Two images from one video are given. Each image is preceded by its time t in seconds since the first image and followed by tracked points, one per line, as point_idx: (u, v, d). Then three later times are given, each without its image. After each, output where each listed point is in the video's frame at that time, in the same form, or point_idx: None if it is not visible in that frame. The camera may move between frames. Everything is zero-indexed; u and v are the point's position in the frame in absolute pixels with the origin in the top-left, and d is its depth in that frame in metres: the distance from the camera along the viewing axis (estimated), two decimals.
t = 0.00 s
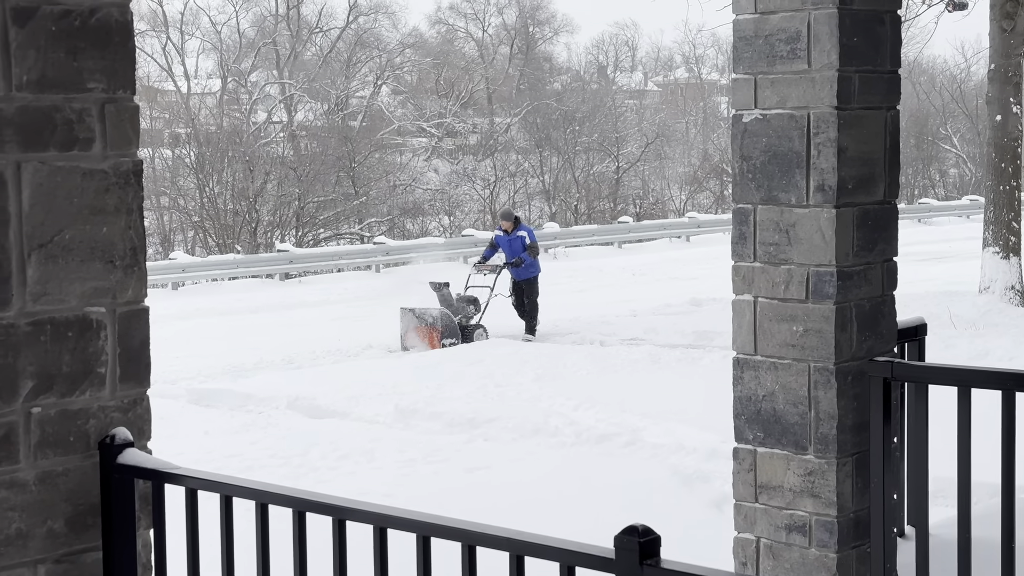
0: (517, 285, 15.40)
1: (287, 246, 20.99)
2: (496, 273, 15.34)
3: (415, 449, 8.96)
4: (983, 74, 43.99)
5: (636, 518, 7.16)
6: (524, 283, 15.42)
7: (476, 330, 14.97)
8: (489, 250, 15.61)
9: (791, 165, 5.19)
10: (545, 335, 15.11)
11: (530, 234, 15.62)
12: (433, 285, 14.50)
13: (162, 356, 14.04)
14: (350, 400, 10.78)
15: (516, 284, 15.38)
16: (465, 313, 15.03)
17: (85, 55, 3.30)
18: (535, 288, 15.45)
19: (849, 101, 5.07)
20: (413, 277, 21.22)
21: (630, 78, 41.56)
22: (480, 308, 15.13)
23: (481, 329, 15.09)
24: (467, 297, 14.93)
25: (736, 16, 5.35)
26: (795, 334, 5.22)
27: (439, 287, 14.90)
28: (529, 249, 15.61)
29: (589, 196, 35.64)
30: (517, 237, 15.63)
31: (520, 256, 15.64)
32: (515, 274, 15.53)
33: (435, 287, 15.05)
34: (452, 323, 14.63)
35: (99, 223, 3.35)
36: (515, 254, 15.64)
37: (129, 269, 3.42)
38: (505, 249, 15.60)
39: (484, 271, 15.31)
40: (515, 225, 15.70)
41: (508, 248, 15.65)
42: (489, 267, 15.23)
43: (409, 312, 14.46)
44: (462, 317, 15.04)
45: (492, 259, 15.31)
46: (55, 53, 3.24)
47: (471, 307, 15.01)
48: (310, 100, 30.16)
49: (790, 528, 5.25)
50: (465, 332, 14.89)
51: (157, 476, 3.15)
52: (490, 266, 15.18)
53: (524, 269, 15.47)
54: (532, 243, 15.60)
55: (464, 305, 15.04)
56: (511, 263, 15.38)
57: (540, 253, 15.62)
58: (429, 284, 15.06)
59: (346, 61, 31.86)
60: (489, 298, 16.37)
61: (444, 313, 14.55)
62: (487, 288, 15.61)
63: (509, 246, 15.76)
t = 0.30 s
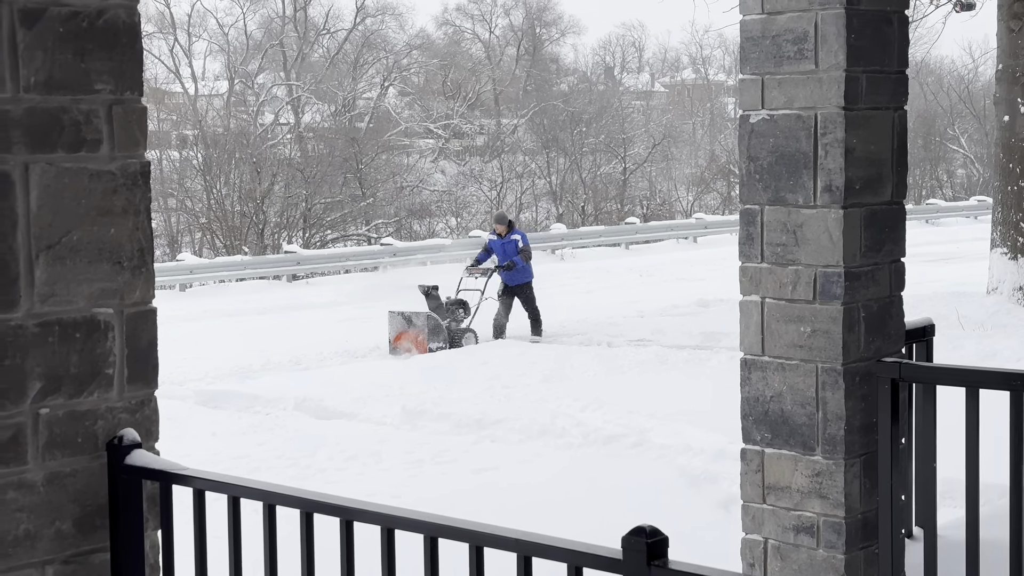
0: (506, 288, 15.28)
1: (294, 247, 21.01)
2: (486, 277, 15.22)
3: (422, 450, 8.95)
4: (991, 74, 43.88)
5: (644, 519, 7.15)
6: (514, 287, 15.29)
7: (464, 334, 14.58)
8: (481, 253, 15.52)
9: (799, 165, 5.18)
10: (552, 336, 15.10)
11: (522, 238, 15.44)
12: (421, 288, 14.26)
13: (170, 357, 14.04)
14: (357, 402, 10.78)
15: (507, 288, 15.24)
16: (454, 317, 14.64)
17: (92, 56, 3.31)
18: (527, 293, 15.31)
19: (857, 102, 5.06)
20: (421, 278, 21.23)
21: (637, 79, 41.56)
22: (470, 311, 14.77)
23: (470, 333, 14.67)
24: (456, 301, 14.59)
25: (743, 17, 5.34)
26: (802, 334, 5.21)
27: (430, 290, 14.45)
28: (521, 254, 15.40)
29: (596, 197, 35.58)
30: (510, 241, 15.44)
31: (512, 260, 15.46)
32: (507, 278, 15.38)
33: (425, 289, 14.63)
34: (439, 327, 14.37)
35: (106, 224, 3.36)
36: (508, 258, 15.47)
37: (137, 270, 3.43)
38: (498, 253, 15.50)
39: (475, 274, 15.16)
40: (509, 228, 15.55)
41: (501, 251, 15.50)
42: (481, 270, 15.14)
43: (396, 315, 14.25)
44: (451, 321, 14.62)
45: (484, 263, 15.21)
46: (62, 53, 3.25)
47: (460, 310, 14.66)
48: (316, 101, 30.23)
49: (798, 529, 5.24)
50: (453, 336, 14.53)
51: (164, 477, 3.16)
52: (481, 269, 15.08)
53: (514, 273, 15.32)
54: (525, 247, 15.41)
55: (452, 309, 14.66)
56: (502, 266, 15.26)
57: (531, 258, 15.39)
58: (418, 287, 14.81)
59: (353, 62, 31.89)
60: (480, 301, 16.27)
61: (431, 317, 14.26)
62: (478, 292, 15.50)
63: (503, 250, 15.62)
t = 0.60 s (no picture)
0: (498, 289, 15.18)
1: (303, 249, 21.04)
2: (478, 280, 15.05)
3: (431, 452, 8.96)
4: (1000, 75, 43.78)
5: (653, 521, 7.14)
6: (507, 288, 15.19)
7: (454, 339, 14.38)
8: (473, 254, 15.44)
9: (807, 166, 5.17)
10: (561, 338, 15.10)
11: (514, 237, 15.40)
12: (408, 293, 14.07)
13: (178, 360, 14.06)
14: (366, 404, 10.79)
15: (500, 289, 15.14)
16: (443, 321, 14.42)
17: (102, 59, 3.35)
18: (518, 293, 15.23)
19: (866, 103, 5.05)
20: (429, 279, 21.24)
21: (645, 81, 41.62)
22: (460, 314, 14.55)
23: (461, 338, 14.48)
24: (446, 304, 14.37)
25: (750, 19, 5.33)
26: (811, 336, 5.20)
27: (418, 294, 14.22)
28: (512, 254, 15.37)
29: (604, 199, 35.49)
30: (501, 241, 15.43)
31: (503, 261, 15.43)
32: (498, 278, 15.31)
33: (414, 293, 14.45)
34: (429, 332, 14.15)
35: (116, 227, 3.41)
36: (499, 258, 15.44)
37: (146, 272, 3.48)
38: (490, 253, 15.48)
39: (465, 276, 14.93)
40: (500, 228, 15.55)
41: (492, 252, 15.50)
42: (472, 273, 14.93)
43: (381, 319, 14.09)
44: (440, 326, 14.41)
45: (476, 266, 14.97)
46: (71, 57, 3.29)
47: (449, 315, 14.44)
48: (325, 103, 30.27)
49: (807, 531, 5.23)
50: (443, 341, 14.32)
51: (173, 480, 3.18)
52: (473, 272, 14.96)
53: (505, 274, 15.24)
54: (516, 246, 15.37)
55: (441, 313, 14.44)
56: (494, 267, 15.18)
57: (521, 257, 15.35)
58: (407, 291, 14.64)
59: (361, 65, 31.95)
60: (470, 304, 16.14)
61: (420, 322, 14.06)
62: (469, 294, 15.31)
63: (494, 250, 15.61)
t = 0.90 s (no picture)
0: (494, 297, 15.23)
1: (311, 253, 21.05)
2: (471, 286, 14.91)
3: (439, 456, 8.96)
4: (1008, 78, 43.69)
5: (662, 525, 7.13)
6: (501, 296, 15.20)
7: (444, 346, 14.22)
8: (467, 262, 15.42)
9: (816, 170, 5.17)
10: (569, 342, 15.09)
11: (507, 246, 15.45)
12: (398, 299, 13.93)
13: (186, 364, 14.06)
14: (374, 408, 10.80)
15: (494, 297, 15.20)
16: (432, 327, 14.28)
17: (110, 65, 3.37)
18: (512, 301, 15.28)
19: (874, 106, 5.04)
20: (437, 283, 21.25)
21: (652, 85, 41.62)
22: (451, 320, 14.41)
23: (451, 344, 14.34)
24: (435, 310, 14.22)
25: (758, 23, 5.33)
26: (819, 339, 5.19)
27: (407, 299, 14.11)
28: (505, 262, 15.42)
29: (612, 203, 35.47)
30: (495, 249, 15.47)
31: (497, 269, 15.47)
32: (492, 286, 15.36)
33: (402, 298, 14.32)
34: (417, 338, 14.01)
35: (125, 232, 3.42)
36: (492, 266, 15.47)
37: (155, 277, 3.50)
38: (483, 262, 15.51)
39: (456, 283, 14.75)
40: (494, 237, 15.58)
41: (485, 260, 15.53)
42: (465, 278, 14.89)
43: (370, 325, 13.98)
44: (430, 332, 14.27)
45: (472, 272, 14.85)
46: (80, 63, 3.30)
47: (439, 321, 14.29)
48: (333, 108, 30.32)
49: (816, 535, 5.22)
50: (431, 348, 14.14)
51: (182, 484, 3.19)
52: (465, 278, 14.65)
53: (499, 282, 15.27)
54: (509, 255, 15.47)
55: (431, 319, 14.30)
56: (488, 275, 15.22)
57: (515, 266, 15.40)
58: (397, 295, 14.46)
59: (369, 69, 31.98)
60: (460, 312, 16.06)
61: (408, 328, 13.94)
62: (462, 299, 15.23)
63: (486, 258, 15.64)
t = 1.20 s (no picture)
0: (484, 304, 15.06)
1: (317, 261, 21.07)
2: (457, 295, 14.82)
3: (445, 463, 8.95)
4: (1013, 83, 43.67)
5: (668, 533, 7.12)
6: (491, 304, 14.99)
7: (429, 355, 14.07)
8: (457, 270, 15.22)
9: (822, 177, 5.16)
10: (574, 349, 15.09)
11: (497, 253, 15.18)
12: (381, 308, 13.90)
13: (192, 372, 14.07)
14: (380, 415, 10.80)
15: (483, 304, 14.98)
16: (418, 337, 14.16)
17: (118, 73, 3.38)
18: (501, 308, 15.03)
19: (881, 113, 5.04)
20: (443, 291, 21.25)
21: (658, 91, 41.72)
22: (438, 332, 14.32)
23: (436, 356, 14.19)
24: (421, 320, 14.15)
25: (765, 29, 5.32)
26: (827, 346, 5.18)
27: (393, 309, 14.06)
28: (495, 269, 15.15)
29: (617, 209, 35.52)
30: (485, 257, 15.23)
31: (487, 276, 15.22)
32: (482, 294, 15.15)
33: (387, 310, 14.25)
34: (401, 348, 13.92)
35: (133, 240, 3.44)
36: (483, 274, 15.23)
37: (162, 285, 3.51)
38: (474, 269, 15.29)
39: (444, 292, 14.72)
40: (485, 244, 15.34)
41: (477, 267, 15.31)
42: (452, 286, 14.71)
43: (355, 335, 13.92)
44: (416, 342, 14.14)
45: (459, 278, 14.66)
46: (88, 71, 3.32)
47: (425, 332, 14.19)
48: (338, 115, 30.30)
49: (824, 543, 5.20)
50: (417, 358, 13.99)
51: (191, 492, 3.20)
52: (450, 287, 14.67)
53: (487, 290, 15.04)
54: (500, 262, 15.17)
55: (417, 330, 14.21)
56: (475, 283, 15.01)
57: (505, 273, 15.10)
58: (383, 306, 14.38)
59: (375, 76, 32.07)
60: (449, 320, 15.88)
61: (393, 337, 13.85)
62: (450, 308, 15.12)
63: (478, 266, 15.42)
